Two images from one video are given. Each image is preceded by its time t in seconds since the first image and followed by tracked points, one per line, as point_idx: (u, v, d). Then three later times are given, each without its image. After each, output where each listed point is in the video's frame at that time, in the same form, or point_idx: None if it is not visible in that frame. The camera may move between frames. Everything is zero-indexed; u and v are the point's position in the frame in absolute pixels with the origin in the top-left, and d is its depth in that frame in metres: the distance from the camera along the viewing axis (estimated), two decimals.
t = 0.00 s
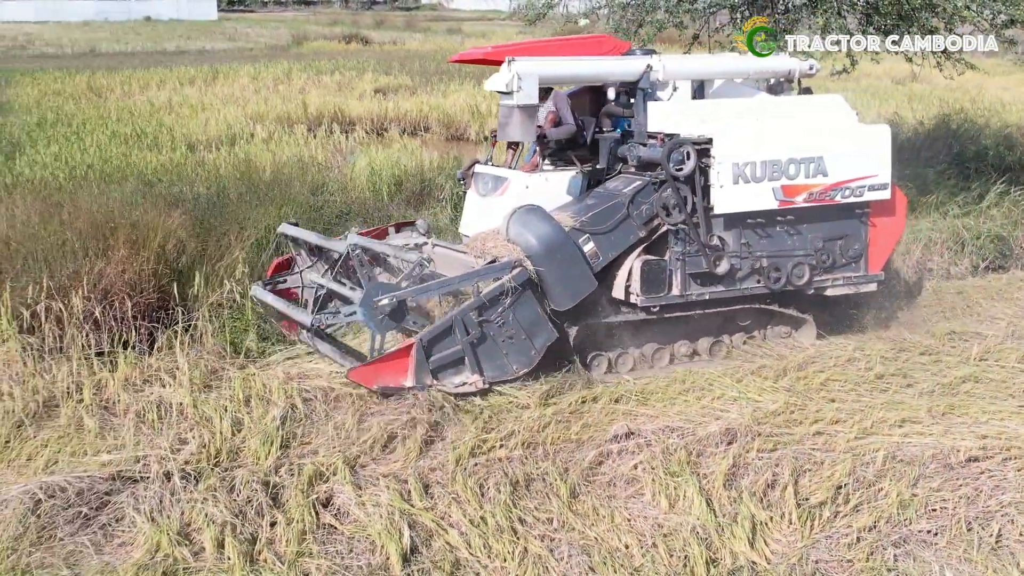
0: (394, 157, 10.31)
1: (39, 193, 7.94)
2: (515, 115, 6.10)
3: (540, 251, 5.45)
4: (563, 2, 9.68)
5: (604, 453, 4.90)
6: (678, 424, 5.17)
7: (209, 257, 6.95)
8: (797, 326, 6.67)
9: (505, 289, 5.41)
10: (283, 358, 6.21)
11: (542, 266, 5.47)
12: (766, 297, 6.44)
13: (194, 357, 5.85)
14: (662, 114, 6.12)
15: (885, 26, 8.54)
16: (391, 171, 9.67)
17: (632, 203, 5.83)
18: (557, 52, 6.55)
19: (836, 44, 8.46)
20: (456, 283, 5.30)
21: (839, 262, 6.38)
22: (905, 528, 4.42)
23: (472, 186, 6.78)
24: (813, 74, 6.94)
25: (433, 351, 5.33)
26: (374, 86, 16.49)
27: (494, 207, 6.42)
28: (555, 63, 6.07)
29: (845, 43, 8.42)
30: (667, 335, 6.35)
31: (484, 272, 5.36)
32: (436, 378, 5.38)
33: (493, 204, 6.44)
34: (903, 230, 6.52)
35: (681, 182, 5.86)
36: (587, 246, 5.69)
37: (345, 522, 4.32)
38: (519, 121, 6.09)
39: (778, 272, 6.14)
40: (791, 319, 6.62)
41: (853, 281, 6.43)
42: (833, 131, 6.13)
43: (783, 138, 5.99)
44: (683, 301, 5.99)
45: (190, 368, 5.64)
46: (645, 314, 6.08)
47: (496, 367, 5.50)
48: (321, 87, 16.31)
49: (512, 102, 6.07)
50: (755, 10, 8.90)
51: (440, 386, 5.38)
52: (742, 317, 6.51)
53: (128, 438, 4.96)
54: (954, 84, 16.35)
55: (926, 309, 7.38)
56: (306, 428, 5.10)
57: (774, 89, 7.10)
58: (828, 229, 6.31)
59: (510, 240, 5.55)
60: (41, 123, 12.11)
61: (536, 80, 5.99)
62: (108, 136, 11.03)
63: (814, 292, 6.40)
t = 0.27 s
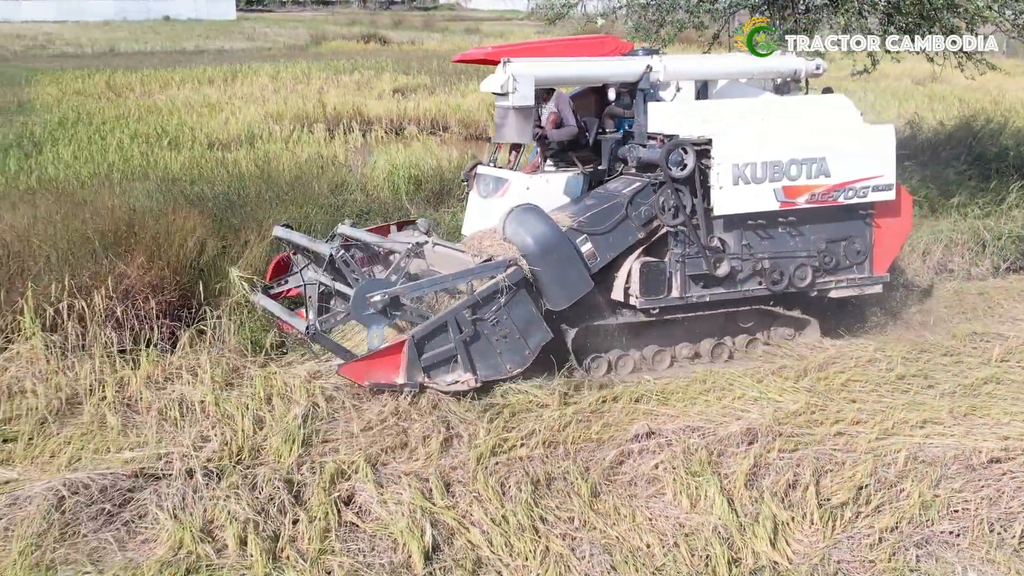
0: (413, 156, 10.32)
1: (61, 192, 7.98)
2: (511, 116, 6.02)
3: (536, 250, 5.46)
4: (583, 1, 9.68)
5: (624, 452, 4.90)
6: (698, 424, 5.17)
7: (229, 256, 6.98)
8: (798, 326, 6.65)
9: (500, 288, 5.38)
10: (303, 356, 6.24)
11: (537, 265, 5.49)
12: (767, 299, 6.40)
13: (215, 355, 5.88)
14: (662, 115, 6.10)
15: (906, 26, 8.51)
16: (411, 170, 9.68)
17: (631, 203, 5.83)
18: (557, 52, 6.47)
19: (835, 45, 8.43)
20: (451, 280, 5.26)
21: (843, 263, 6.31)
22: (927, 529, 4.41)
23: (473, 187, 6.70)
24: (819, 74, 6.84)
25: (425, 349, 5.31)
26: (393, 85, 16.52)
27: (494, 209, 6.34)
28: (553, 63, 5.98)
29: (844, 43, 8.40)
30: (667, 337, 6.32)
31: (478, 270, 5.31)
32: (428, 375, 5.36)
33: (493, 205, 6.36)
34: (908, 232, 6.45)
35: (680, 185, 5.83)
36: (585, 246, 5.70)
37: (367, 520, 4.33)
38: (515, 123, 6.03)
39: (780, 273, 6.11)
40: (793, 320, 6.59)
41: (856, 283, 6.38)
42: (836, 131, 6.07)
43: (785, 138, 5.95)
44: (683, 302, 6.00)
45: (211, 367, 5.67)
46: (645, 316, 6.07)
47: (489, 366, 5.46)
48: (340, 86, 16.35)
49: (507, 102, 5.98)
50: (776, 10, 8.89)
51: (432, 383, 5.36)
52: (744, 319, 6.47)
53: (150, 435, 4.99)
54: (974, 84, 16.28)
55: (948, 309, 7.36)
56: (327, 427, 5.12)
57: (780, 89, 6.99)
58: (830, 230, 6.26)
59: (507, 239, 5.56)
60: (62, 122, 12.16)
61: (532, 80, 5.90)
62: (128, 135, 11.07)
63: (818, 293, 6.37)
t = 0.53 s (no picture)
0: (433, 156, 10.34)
1: (83, 190, 8.02)
2: (509, 115, 5.98)
3: (531, 246, 5.43)
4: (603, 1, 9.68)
5: (645, 452, 4.90)
6: (719, 424, 5.16)
7: (249, 254, 7.01)
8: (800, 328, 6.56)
9: (494, 283, 5.35)
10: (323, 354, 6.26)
11: (532, 262, 5.45)
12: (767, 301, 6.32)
13: (236, 353, 5.90)
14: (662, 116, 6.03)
15: (928, 26, 8.49)
16: (430, 169, 9.69)
17: (629, 204, 5.78)
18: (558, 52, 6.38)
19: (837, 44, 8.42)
20: (443, 273, 5.28)
21: (844, 266, 6.24)
22: (949, 530, 4.40)
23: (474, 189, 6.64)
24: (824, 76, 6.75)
25: (416, 341, 5.27)
26: (412, 85, 16.54)
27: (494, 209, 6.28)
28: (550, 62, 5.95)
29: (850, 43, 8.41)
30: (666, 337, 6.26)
31: (472, 264, 5.33)
32: (419, 368, 5.33)
33: (493, 205, 6.30)
34: (911, 237, 6.36)
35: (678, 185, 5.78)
36: (582, 245, 5.65)
37: (388, 518, 4.34)
38: (513, 122, 5.98)
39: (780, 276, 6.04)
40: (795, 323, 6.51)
41: (858, 286, 6.29)
42: (837, 132, 5.98)
43: (786, 137, 5.86)
44: (681, 304, 5.93)
45: (232, 365, 5.70)
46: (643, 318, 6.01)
47: (481, 361, 5.42)
48: (359, 85, 16.39)
49: (505, 102, 5.95)
50: (797, 10, 8.88)
51: (422, 377, 5.33)
52: (744, 321, 6.39)
53: (172, 432, 5.01)
54: (995, 84, 16.22)
55: (969, 310, 7.33)
56: (348, 425, 5.14)
57: (785, 91, 6.93)
58: (832, 232, 6.17)
59: (504, 235, 5.52)
60: (84, 122, 12.22)
61: (528, 79, 5.88)
62: (149, 134, 11.12)
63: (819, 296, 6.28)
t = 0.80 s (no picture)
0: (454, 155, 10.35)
1: (106, 189, 8.05)
2: (504, 117, 5.82)
3: (530, 249, 5.30)
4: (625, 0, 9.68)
5: (667, 452, 4.90)
6: (740, 424, 5.16)
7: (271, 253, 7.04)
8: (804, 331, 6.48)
9: (493, 285, 5.28)
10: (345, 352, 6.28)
11: (531, 265, 5.33)
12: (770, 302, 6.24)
13: (258, 351, 5.93)
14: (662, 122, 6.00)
15: (950, 25, 8.46)
16: (451, 168, 9.71)
17: (628, 206, 5.65)
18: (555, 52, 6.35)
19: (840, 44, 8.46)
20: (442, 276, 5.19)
21: (847, 266, 6.16)
22: (972, 531, 4.39)
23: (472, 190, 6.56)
24: (828, 75, 6.72)
25: (415, 345, 5.21)
26: (432, 84, 16.56)
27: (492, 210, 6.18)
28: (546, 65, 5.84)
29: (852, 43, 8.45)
30: (668, 340, 6.19)
31: (470, 268, 5.26)
32: (416, 372, 5.26)
33: (491, 207, 6.20)
34: (914, 237, 6.31)
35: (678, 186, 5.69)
36: (580, 247, 5.52)
37: (410, 516, 4.35)
38: (509, 125, 5.80)
39: (782, 277, 5.96)
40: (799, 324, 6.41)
41: (863, 287, 6.23)
42: (839, 132, 5.95)
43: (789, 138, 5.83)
44: (682, 305, 5.85)
45: (254, 363, 5.72)
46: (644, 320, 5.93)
47: (480, 365, 5.36)
48: (379, 85, 16.41)
49: (501, 103, 5.79)
50: (818, 9, 8.86)
51: (420, 381, 5.27)
52: (747, 323, 6.31)
53: (195, 430, 5.03)
54: (1018, 84, 16.15)
55: (991, 311, 7.31)
56: (371, 423, 5.15)
57: (790, 90, 6.91)
58: (835, 233, 6.11)
59: (502, 235, 5.40)
60: (107, 121, 12.28)
61: (524, 81, 5.74)
62: (171, 133, 11.17)
63: (821, 297, 6.20)
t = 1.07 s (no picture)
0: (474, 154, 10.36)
1: (128, 187, 8.09)
2: (502, 118, 5.86)
3: (527, 251, 5.31)
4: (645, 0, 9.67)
5: (688, 451, 4.90)
6: (762, 423, 5.16)
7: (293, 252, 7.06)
8: (808, 333, 6.38)
9: (489, 287, 5.26)
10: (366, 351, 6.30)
11: (527, 267, 5.33)
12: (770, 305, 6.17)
13: (280, 350, 5.95)
14: (662, 121, 5.95)
15: (972, 25, 8.44)
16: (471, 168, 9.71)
17: (627, 207, 5.68)
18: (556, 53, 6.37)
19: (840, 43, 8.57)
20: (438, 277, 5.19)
21: (850, 268, 6.13)
22: (996, 532, 4.37)
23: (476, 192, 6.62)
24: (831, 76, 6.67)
25: (410, 347, 5.22)
26: (451, 84, 16.56)
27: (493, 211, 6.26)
28: (545, 66, 5.86)
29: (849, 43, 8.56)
30: (668, 342, 6.14)
31: (466, 269, 5.24)
32: (412, 374, 5.27)
33: (492, 207, 6.28)
34: (918, 239, 6.26)
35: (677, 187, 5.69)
36: (579, 248, 5.53)
37: (432, 514, 4.36)
38: (506, 125, 5.84)
39: (783, 279, 5.92)
40: (802, 327, 6.33)
41: (867, 290, 6.18)
42: (841, 134, 5.91)
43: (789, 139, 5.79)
44: (682, 308, 5.81)
45: (276, 362, 5.74)
46: (643, 322, 5.88)
47: (477, 366, 5.35)
48: (398, 84, 16.42)
49: (499, 104, 5.83)
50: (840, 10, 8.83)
51: (416, 382, 5.28)
52: (749, 325, 6.23)
53: (216, 427, 5.05)
54: None
55: (1014, 312, 7.28)
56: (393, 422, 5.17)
57: (794, 90, 6.87)
58: (837, 235, 6.08)
59: (500, 238, 5.42)
60: (128, 121, 12.31)
61: (523, 82, 5.77)
62: (192, 133, 11.20)
63: (824, 300, 6.15)
